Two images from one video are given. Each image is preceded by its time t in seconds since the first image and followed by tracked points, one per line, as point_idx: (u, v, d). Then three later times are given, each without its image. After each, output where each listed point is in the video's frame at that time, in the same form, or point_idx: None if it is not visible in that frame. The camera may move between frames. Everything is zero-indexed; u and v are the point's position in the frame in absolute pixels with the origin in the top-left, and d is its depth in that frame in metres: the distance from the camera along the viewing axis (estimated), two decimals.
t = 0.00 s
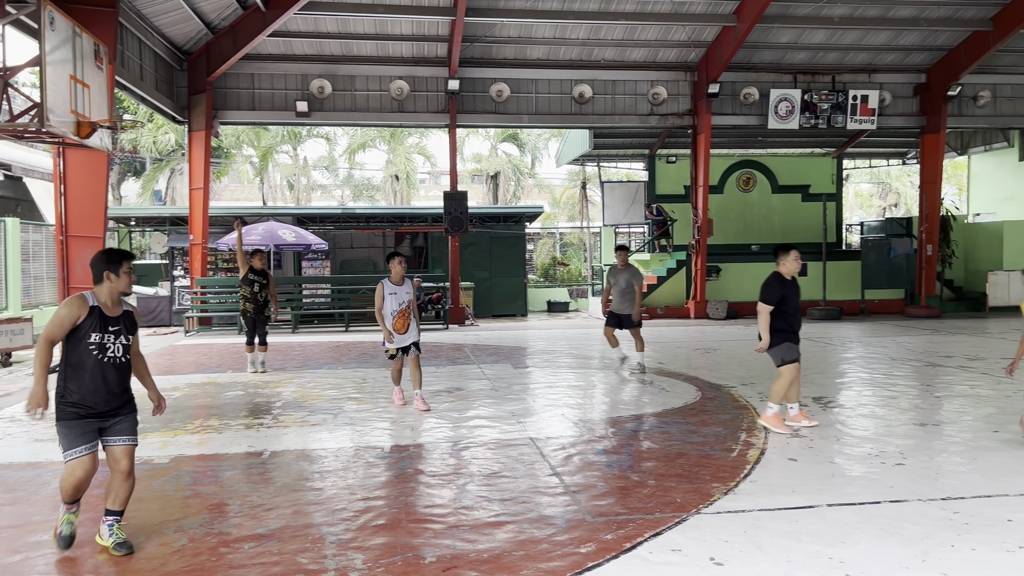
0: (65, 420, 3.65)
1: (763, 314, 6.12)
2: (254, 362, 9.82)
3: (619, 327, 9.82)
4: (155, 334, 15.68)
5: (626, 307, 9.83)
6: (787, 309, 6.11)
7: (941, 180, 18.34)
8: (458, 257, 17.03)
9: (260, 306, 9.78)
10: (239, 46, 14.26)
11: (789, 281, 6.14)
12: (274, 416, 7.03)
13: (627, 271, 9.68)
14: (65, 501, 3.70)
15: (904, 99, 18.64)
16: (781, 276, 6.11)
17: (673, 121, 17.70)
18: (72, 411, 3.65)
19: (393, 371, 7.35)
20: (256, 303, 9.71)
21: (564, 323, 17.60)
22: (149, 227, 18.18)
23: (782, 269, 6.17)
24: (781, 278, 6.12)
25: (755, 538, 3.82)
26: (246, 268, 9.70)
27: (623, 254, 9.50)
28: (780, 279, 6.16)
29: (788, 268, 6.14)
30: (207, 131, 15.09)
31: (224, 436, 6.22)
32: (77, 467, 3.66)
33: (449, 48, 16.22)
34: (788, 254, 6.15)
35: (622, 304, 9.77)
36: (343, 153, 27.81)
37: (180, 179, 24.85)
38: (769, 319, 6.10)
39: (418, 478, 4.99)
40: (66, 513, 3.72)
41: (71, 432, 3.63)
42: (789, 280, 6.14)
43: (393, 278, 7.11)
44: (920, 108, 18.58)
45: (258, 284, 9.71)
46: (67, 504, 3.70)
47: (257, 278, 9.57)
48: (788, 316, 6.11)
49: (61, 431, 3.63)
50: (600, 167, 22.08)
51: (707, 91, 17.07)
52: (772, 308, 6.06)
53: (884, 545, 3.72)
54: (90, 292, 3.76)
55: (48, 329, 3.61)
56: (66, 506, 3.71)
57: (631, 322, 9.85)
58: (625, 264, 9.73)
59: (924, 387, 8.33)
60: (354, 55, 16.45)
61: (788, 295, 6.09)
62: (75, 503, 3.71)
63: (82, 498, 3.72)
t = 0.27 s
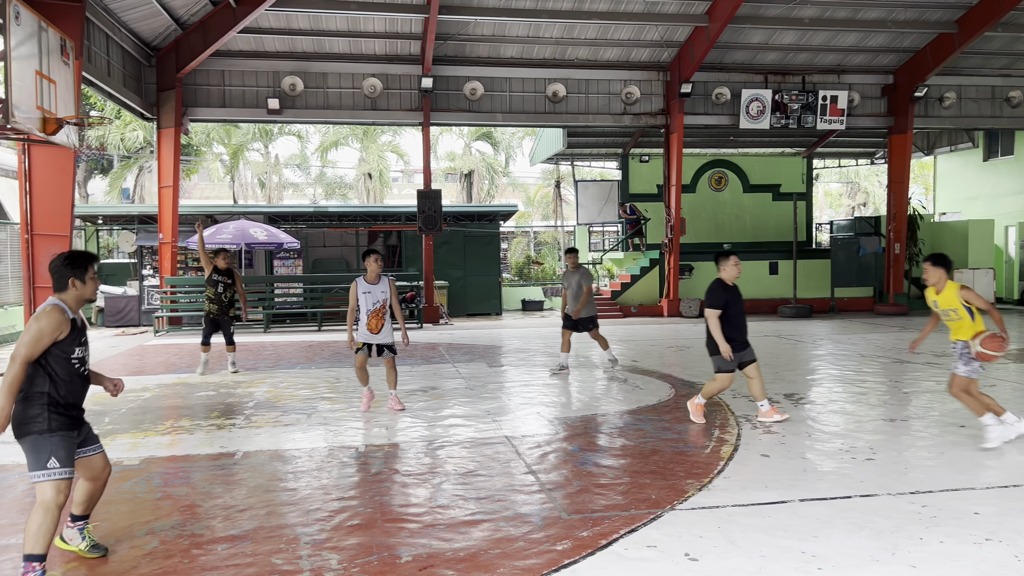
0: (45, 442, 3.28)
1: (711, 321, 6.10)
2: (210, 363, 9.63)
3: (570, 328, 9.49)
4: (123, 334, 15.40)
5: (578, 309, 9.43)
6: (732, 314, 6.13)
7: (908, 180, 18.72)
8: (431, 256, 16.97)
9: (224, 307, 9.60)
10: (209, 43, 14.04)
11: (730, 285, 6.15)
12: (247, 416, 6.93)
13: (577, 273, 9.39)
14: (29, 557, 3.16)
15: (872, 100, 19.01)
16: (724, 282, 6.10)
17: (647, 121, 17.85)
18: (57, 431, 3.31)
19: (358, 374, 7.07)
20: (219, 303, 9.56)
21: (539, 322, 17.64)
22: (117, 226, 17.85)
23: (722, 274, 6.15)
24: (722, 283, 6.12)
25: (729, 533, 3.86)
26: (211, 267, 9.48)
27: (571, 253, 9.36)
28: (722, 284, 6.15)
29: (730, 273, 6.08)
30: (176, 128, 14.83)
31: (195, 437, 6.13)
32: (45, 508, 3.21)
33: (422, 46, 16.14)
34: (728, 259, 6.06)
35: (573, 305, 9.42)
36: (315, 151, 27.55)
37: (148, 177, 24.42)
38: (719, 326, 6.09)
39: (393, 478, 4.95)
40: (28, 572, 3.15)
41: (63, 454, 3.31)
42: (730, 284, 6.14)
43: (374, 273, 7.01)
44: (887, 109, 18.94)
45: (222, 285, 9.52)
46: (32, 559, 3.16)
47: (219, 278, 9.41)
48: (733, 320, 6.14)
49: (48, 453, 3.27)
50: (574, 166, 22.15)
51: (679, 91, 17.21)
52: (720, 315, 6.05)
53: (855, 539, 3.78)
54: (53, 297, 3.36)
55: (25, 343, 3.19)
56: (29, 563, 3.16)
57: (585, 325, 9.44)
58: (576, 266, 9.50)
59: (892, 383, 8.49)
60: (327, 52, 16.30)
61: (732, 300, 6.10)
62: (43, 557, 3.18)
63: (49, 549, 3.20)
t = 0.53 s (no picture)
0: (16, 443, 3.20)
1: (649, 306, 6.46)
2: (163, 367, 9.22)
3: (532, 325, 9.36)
4: (100, 334, 15.18)
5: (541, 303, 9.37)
6: (669, 303, 6.50)
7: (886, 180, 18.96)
8: (414, 255, 16.90)
9: (191, 308, 9.45)
10: (187, 39, 13.85)
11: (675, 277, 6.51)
12: (228, 416, 6.86)
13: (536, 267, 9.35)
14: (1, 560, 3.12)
15: (851, 100, 19.24)
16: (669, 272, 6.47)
17: (628, 120, 17.95)
18: (25, 432, 3.22)
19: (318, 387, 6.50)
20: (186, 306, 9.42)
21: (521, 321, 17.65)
22: (94, 224, 17.60)
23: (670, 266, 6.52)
24: (666, 274, 6.51)
25: (714, 531, 3.89)
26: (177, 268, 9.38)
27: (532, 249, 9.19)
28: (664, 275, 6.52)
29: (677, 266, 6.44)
30: (155, 126, 14.63)
31: (175, 438, 6.05)
32: (18, 509, 3.18)
33: (404, 44, 16.07)
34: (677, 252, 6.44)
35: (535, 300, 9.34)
36: (295, 149, 27.34)
37: (125, 175, 24.09)
38: (655, 310, 6.44)
39: (377, 477, 4.93)
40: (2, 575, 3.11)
41: (30, 455, 3.23)
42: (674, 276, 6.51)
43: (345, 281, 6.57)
44: (865, 109, 19.18)
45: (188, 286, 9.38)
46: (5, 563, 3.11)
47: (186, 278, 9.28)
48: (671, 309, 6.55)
49: (16, 454, 3.17)
50: (556, 165, 22.19)
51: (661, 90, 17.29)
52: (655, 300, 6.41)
53: (837, 535, 3.82)
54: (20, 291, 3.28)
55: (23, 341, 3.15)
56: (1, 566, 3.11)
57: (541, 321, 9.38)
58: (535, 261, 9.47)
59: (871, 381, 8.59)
60: (307, 50, 16.19)
61: (669, 289, 6.49)
62: (16, 559, 3.14)
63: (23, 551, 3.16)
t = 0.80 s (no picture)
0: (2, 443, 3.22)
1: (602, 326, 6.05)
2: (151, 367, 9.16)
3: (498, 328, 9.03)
4: (89, 334, 15.07)
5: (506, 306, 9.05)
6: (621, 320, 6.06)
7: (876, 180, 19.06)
8: (405, 254, 16.88)
9: (166, 308, 9.39)
10: (177, 38, 13.78)
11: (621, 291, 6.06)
12: (219, 416, 6.82)
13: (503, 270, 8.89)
14: None
15: (841, 100, 19.34)
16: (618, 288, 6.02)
17: (619, 120, 18.00)
18: (20, 430, 3.28)
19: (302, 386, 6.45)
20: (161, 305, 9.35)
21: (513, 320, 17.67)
22: (83, 223, 17.50)
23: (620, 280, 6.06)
24: (614, 290, 6.06)
25: (707, 530, 3.90)
26: (151, 267, 9.26)
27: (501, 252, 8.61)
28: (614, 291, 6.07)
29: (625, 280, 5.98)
30: (144, 124, 14.53)
31: (166, 438, 6.01)
32: (7, 505, 3.22)
33: (395, 43, 16.05)
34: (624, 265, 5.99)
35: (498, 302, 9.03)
36: (286, 148, 27.24)
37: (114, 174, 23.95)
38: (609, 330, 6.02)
39: (370, 477, 4.91)
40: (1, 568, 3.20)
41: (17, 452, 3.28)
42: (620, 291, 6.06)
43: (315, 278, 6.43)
44: (855, 109, 19.29)
45: (163, 286, 9.28)
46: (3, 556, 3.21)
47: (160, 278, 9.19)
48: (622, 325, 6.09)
49: (11, 452, 3.23)
50: (547, 164, 22.20)
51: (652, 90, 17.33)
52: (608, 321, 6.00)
53: (830, 533, 3.84)
54: None
55: None
56: None
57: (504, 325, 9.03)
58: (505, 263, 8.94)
59: (862, 380, 8.64)
60: (298, 49, 16.13)
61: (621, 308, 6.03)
62: (12, 552, 3.23)
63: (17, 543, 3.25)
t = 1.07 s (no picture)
0: None
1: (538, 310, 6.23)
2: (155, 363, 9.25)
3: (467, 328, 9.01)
4: (88, 332, 15.06)
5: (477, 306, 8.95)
6: (560, 309, 6.23)
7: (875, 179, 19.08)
8: (404, 253, 16.88)
9: (163, 307, 9.36)
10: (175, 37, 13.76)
11: (568, 282, 6.21)
12: (218, 416, 6.81)
13: (476, 268, 8.83)
14: None
15: (841, 100, 19.35)
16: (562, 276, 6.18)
17: (619, 119, 18.00)
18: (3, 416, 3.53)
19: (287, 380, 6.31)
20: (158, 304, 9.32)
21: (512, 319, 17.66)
22: (81, 222, 17.48)
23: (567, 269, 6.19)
24: (560, 278, 6.21)
25: (708, 530, 3.90)
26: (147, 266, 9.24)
27: (474, 249, 8.64)
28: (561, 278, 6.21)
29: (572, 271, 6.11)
30: (143, 123, 14.51)
31: (166, 437, 6.00)
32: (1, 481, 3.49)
33: (394, 42, 16.05)
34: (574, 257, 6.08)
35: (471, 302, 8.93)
36: (285, 147, 27.24)
37: (113, 172, 23.93)
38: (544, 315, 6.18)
39: (369, 477, 4.91)
40: None
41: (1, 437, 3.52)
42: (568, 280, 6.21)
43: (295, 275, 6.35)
44: (854, 109, 19.30)
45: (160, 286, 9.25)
46: None
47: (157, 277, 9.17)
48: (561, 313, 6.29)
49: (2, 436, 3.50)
50: (546, 163, 22.20)
51: (651, 89, 17.35)
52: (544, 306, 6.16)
53: (831, 534, 3.85)
54: None
55: None
56: None
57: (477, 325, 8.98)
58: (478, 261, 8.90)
59: (861, 380, 8.65)
60: (297, 47, 16.09)
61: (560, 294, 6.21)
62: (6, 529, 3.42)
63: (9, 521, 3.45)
